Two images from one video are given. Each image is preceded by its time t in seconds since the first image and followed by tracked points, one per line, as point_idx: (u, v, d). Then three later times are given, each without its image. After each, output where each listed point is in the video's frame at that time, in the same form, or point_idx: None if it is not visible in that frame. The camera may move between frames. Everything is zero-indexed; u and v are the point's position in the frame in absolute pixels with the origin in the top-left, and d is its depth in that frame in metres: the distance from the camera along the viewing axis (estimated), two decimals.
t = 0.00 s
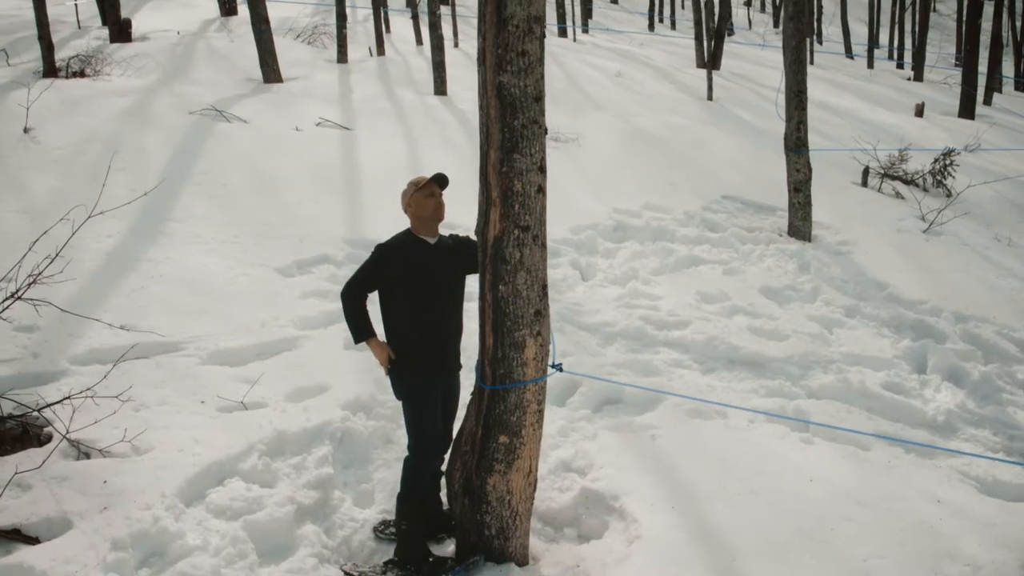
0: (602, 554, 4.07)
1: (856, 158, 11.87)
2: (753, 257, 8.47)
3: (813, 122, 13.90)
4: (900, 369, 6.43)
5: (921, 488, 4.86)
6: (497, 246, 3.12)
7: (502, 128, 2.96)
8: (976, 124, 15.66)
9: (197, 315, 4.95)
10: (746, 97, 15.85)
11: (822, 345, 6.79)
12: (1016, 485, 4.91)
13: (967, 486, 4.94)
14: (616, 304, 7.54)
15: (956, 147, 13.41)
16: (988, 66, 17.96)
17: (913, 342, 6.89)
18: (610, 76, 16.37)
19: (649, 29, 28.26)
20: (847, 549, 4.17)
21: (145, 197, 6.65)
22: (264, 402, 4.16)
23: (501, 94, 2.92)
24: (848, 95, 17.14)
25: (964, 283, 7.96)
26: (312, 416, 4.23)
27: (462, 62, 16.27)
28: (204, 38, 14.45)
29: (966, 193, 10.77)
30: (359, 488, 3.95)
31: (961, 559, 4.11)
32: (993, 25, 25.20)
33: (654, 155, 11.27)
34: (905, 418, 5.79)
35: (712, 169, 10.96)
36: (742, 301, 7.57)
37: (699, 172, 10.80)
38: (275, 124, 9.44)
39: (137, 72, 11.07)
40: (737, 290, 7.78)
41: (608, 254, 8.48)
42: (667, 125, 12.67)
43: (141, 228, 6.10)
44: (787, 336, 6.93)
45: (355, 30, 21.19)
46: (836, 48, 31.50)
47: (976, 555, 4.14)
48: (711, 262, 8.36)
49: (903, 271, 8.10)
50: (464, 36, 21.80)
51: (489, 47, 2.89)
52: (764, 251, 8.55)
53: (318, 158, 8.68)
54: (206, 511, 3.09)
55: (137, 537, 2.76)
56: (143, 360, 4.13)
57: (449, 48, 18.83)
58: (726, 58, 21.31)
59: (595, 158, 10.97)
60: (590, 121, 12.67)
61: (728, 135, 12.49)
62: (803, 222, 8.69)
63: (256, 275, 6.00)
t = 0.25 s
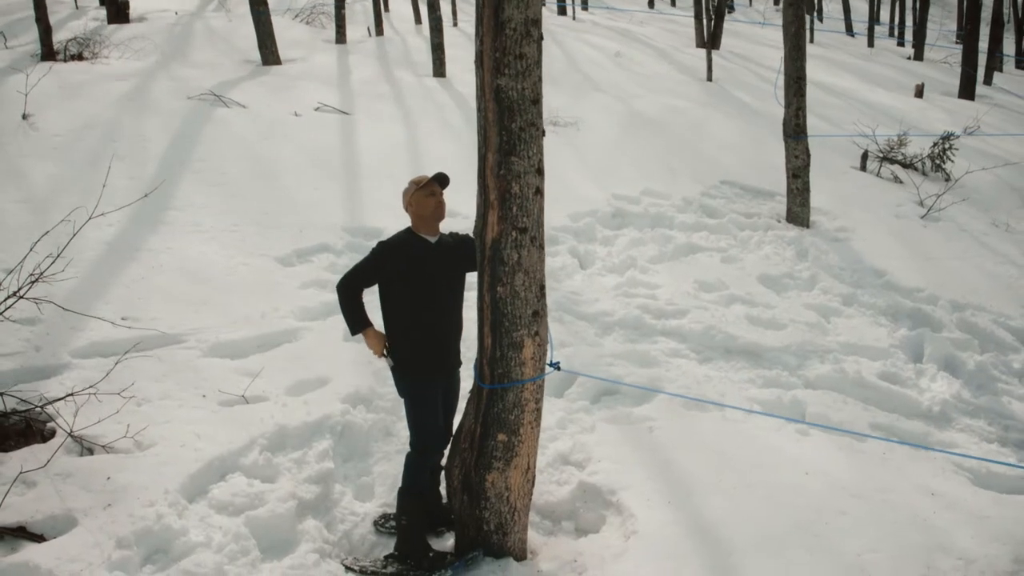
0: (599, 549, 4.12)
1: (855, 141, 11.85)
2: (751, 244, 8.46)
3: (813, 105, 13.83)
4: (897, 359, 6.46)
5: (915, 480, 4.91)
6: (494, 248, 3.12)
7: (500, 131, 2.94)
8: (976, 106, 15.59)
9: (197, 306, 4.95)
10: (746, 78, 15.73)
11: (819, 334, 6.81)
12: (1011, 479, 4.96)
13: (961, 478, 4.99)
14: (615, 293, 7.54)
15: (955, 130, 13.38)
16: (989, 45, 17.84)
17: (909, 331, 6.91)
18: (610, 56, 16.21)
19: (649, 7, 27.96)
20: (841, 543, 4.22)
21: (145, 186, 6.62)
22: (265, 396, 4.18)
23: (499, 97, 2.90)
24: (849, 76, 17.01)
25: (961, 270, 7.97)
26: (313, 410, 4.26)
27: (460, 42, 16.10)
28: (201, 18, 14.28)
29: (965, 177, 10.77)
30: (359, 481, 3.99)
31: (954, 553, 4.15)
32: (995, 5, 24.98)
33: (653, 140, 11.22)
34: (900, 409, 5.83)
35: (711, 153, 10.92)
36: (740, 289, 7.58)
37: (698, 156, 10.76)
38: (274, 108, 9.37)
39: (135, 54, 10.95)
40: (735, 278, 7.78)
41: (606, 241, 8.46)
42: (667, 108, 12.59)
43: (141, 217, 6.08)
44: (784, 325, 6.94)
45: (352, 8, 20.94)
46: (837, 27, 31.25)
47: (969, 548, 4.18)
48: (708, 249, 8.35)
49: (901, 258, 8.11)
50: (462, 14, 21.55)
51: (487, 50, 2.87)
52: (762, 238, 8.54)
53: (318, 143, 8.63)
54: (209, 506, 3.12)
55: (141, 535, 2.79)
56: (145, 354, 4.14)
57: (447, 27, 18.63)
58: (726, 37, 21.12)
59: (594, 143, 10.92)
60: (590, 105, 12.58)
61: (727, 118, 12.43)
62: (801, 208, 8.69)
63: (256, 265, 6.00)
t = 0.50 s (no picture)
0: (596, 542, 4.17)
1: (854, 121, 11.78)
2: (749, 229, 8.44)
3: (813, 84, 13.71)
4: (893, 346, 6.49)
5: (909, 470, 4.96)
6: (493, 248, 3.14)
7: (498, 133, 2.96)
8: (976, 84, 15.48)
9: (199, 296, 4.95)
10: (747, 56, 15.57)
11: (816, 321, 6.83)
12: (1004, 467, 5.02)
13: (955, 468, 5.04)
14: (613, 280, 7.55)
15: (955, 109, 13.31)
16: (990, 20, 17.66)
17: (906, 317, 6.92)
18: (609, 34, 16.01)
19: None
20: (835, 536, 4.28)
21: (145, 171, 6.58)
22: (267, 388, 4.20)
23: (497, 100, 2.92)
24: (850, 54, 16.85)
25: (957, 254, 7.97)
26: (314, 401, 4.28)
27: (458, 19, 15.89)
28: None
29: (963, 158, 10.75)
30: (360, 472, 4.02)
31: (945, 544, 4.25)
32: None
33: (652, 121, 11.14)
34: (896, 396, 5.88)
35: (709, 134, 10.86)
36: (737, 275, 7.57)
37: (697, 138, 10.70)
38: (273, 90, 9.28)
39: (132, 34, 10.81)
40: (733, 265, 7.78)
41: (605, 226, 8.43)
42: (666, 88, 12.49)
43: (142, 203, 6.05)
44: (781, 312, 6.96)
45: None
46: (839, 1, 30.90)
47: (960, 539, 4.28)
48: (706, 235, 8.32)
49: (898, 242, 8.10)
50: None
51: (486, 53, 2.89)
52: (760, 223, 8.52)
53: (316, 127, 8.56)
54: (212, 500, 3.16)
55: (146, 530, 2.82)
56: (147, 345, 4.15)
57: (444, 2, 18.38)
58: (726, 13, 20.86)
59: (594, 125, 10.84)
60: (590, 85, 12.46)
61: (727, 98, 12.34)
62: (799, 192, 8.67)
63: (256, 252, 5.99)
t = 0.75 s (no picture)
0: (594, 532, 4.23)
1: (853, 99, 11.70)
2: (747, 212, 8.40)
3: (814, 61, 13.57)
4: (889, 332, 6.50)
5: (903, 458, 5.02)
6: (492, 247, 3.15)
7: (497, 134, 2.97)
8: (976, 59, 15.36)
9: (200, 283, 4.95)
10: (748, 31, 15.36)
11: (813, 306, 6.84)
12: (998, 455, 5.07)
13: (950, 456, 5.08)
14: (612, 265, 7.53)
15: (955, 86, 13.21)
16: None
17: (903, 301, 6.91)
18: (609, 10, 15.77)
19: None
20: (830, 527, 4.33)
21: (145, 155, 6.53)
22: (269, 378, 4.21)
23: (496, 101, 2.92)
24: (850, 28, 16.66)
25: (954, 237, 7.95)
26: (316, 392, 4.31)
27: None
28: None
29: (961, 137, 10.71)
30: (362, 462, 4.06)
31: (938, 534, 4.31)
32: None
33: (651, 101, 11.04)
34: (892, 382, 5.92)
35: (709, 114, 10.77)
36: (735, 260, 7.56)
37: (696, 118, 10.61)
38: (272, 70, 9.17)
39: (128, 11, 10.64)
40: (731, 249, 7.75)
41: (604, 210, 8.38)
42: (667, 66, 12.35)
43: (142, 188, 6.02)
44: (779, 298, 6.96)
45: None
46: None
47: (953, 529, 4.34)
48: (705, 219, 8.29)
49: (896, 224, 8.07)
50: None
51: (484, 54, 2.89)
52: (759, 205, 8.48)
53: (315, 108, 8.47)
54: (216, 492, 3.19)
55: (152, 523, 2.86)
56: (150, 335, 4.16)
57: None
58: None
59: (594, 105, 10.74)
60: (590, 63, 12.31)
61: (727, 76, 12.21)
62: (798, 173, 8.61)
63: (256, 238, 5.97)
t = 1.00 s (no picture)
0: (592, 526, 4.28)
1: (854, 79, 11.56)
2: (746, 195, 8.33)
3: (815, 39, 13.40)
4: (886, 319, 6.51)
5: (897, 449, 5.06)
6: (491, 248, 3.16)
7: (496, 136, 2.99)
8: (977, 36, 15.21)
9: (201, 273, 4.94)
10: (748, 8, 15.16)
11: (811, 293, 6.83)
12: (994, 445, 5.12)
13: (946, 447, 5.12)
14: (611, 252, 7.50)
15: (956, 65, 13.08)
16: None
17: (900, 288, 6.92)
18: None
19: None
20: (824, 521, 4.39)
21: (145, 141, 6.48)
22: (271, 369, 4.22)
23: (494, 104, 2.95)
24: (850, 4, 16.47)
25: (952, 221, 7.93)
26: (317, 384, 4.32)
27: None
28: None
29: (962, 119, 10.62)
30: (363, 453, 4.09)
31: (931, 526, 4.37)
32: None
33: (650, 83, 10.91)
34: (888, 371, 5.96)
35: (708, 96, 10.66)
36: (733, 246, 7.52)
37: (696, 100, 10.50)
38: (271, 52, 9.06)
39: None
40: (729, 235, 7.72)
41: (603, 194, 8.33)
42: (667, 46, 12.19)
43: (143, 175, 5.98)
44: (777, 285, 6.94)
45: None
46: None
47: (947, 522, 4.40)
48: (704, 204, 8.23)
49: (893, 208, 8.04)
50: None
51: (483, 57, 2.91)
52: (757, 188, 8.40)
53: (315, 91, 8.39)
54: (220, 487, 3.23)
55: (156, 519, 2.89)
56: (153, 326, 4.17)
57: None
58: None
59: (594, 88, 10.63)
60: (589, 43, 12.15)
61: (727, 56, 12.05)
62: (797, 156, 8.51)
63: (256, 225, 5.95)
